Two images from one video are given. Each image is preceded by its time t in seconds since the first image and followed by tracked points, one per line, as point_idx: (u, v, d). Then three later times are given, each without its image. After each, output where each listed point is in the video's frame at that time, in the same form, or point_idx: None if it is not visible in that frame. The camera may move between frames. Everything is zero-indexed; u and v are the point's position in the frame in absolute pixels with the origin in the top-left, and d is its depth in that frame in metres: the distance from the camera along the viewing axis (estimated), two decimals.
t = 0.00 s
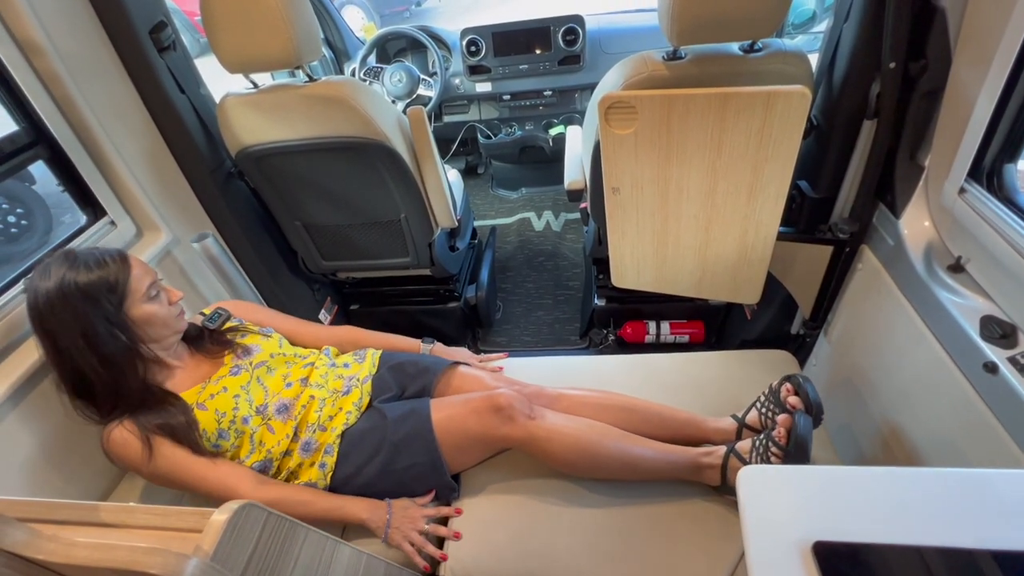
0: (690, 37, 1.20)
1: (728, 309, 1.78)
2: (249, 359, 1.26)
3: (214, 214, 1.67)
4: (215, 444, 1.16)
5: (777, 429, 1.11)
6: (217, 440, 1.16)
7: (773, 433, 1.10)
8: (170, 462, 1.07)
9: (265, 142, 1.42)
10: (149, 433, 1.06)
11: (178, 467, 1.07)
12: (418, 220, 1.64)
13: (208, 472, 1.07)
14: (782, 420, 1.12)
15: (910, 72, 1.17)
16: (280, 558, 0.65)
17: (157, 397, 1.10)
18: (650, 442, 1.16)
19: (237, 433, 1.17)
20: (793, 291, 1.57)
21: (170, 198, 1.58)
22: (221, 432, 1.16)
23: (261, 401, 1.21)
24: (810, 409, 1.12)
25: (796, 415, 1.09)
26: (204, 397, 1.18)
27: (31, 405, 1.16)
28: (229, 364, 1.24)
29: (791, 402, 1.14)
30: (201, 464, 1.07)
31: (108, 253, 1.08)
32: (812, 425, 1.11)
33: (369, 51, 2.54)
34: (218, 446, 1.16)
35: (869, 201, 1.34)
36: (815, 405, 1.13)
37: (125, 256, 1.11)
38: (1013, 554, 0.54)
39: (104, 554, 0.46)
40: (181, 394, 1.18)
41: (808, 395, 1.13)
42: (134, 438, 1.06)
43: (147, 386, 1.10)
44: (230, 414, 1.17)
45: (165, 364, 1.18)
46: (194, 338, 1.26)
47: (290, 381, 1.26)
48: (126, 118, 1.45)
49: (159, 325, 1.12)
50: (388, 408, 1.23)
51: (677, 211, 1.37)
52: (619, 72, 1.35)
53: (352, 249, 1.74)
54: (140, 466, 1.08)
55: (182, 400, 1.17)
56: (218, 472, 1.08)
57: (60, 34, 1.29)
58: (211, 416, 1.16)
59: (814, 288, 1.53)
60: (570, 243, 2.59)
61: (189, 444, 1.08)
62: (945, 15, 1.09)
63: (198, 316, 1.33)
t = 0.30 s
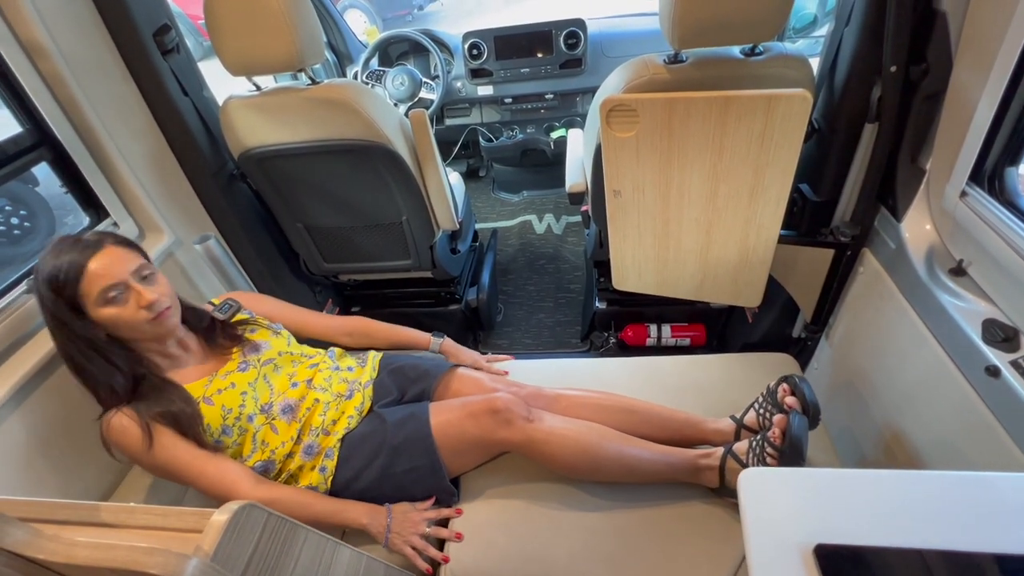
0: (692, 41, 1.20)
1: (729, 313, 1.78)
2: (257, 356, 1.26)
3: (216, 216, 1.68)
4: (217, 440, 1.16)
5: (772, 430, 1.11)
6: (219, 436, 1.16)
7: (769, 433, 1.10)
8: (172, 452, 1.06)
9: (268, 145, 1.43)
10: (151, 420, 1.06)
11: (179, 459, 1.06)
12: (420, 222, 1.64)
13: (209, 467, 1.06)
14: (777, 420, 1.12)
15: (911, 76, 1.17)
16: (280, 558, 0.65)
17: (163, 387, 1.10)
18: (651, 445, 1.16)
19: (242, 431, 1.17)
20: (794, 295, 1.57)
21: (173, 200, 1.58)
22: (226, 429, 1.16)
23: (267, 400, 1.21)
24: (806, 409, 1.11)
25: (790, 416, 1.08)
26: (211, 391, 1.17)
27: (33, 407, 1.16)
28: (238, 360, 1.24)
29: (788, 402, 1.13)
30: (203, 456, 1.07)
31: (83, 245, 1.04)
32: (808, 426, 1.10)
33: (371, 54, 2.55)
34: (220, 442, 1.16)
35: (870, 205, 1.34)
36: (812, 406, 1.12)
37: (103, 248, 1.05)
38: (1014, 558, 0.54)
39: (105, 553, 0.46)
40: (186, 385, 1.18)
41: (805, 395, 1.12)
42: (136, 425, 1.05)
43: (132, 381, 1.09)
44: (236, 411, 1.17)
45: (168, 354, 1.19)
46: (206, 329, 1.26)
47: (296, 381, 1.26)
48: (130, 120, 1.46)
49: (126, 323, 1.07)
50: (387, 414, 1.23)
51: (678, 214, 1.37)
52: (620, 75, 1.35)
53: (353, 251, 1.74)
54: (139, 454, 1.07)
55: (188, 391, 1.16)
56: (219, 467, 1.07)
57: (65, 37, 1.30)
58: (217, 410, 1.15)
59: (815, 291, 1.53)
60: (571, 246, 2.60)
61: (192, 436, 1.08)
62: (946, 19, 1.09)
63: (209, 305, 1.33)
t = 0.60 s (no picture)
0: (694, 46, 1.21)
1: (732, 317, 1.77)
2: (285, 349, 1.26)
3: (219, 218, 1.68)
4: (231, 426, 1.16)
5: (773, 432, 1.11)
6: (234, 423, 1.16)
7: (769, 436, 1.10)
8: (188, 425, 1.05)
9: (270, 148, 1.43)
10: (170, 392, 1.05)
11: (195, 433, 1.05)
12: (421, 225, 1.64)
13: (225, 444, 1.06)
14: (778, 423, 1.12)
15: (912, 80, 1.17)
16: (281, 561, 0.65)
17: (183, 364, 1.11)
18: (652, 449, 1.16)
19: (257, 420, 1.18)
20: (796, 299, 1.57)
21: (176, 202, 1.59)
22: (242, 416, 1.17)
23: (286, 393, 1.22)
24: (810, 413, 1.11)
25: (791, 418, 1.08)
26: (235, 375, 1.17)
27: (35, 409, 1.16)
28: (263, 351, 1.24)
29: (791, 406, 1.13)
30: (223, 430, 1.08)
31: (88, 228, 1.03)
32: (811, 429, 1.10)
33: (373, 57, 2.56)
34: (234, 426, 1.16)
35: (871, 209, 1.34)
36: (816, 409, 1.12)
37: (103, 231, 1.03)
38: (1017, 564, 0.53)
39: (105, 554, 0.46)
40: (209, 364, 1.18)
41: (808, 398, 1.12)
42: (152, 396, 1.04)
43: (137, 357, 1.09)
44: (256, 400, 1.18)
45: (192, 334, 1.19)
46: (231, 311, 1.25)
47: (312, 377, 1.26)
48: (134, 123, 1.47)
49: (126, 309, 1.05)
50: (390, 420, 1.23)
51: (679, 217, 1.37)
52: (622, 79, 1.35)
53: (355, 254, 1.75)
54: (151, 427, 1.05)
55: (212, 371, 1.16)
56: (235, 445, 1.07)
57: (70, 40, 1.31)
58: (238, 397, 1.16)
59: (817, 295, 1.53)
60: (573, 249, 2.60)
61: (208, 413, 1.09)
62: (947, 24, 1.09)
63: (236, 290, 1.33)
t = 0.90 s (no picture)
0: (698, 52, 1.21)
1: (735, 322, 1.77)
2: (306, 344, 1.27)
3: (222, 222, 1.69)
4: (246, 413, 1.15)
5: (783, 430, 1.11)
6: (248, 410, 1.15)
7: (779, 435, 1.10)
8: (203, 407, 1.05)
9: (273, 152, 1.44)
10: (192, 368, 1.05)
11: (207, 417, 1.05)
12: (424, 230, 1.64)
13: (234, 434, 1.06)
14: (787, 422, 1.11)
15: (915, 87, 1.17)
16: (283, 566, 0.65)
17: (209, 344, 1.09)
18: (656, 452, 1.16)
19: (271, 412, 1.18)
20: (799, 304, 1.57)
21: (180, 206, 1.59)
22: (258, 404, 1.16)
23: (302, 387, 1.22)
24: (814, 409, 1.12)
25: (801, 417, 1.08)
26: (257, 361, 1.17)
27: (37, 414, 1.16)
28: (288, 341, 1.24)
29: (794, 401, 1.14)
30: (236, 419, 1.08)
31: (129, 207, 1.02)
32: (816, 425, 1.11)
33: (377, 63, 2.58)
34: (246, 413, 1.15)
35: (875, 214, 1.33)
36: (817, 405, 1.13)
37: (145, 213, 1.01)
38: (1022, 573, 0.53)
39: (106, 559, 0.46)
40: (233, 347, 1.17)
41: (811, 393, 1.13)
42: (172, 371, 1.03)
43: (161, 328, 1.06)
44: (275, 389, 1.18)
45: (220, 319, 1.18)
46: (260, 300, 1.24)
47: (327, 375, 1.27)
48: (139, 127, 1.47)
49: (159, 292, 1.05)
50: (396, 420, 1.23)
51: (682, 223, 1.37)
52: (625, 84, 1.35)
53: (358, 259, 1.75)
54: (165, 400, 1.03)
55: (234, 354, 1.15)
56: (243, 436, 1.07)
57: (77, 46, 1.32)
58: (258, 383, 1.15)
59: (820, 301, 1.52)
60: (575, 254, 2.60)
61: (219, 399, 1.09)
62: (949, 31, 1.10)
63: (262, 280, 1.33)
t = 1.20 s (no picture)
0: (699, 59, 1.21)
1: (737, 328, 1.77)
2: (321, 338, 1.24)
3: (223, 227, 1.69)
4: (254, 402, 1.13)
5: (784, 426, 1.10)
6: (257, 399, 1.13)
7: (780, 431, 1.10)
8: (203, 399, 1.05)
9: (275, 157, 1.44)
10: (200, 356, 1.05)
11: (204, 410, 1.05)
12: (426, 235, 1.64)
13: (224, 435, 1.06)
14: (789, 419, 1.11)
15: (917, 93, 1.17)
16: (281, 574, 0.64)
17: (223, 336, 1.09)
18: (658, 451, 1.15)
19: (279, 404, 1.16)
20: (801, 311, 1.56)
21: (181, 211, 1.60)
22: (266, 395, 1.14)
23: (313, 381, 1.21)
24: (820, 405, 1.12)
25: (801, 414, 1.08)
26: (269, 352, 1.15)
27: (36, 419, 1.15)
28: (302, 335, 1.21)
29: (799, 397, 1.13)
30: (230, 419, 1.09)
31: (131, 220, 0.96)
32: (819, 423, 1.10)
33: (380, 69, 2.57)
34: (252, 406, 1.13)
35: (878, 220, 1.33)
36: (822, 401, 1.12)
37: (141, 231, 0.95)
38: None
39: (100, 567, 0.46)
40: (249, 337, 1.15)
41: (816, 389, 1.12)
42: (181, 355, 1.03)
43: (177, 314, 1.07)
44: (284, 380, 1.16)
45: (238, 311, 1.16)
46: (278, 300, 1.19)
47: (340, 372, 1.26)
48: (142, 132, 1.48)
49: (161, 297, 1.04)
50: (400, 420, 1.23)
51: (684, 229, 1.37)
52: (627, 90, 1.35)
53: (359, 263, 1.75)
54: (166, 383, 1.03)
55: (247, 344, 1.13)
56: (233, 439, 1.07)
57: (81, 50, 1.32)
58: (268, 373, 1.13)
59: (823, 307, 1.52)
60: (576, 260, 2.60)
61: (226, 389, 1.09)
62: (951, 38, 1.10)
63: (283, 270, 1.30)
